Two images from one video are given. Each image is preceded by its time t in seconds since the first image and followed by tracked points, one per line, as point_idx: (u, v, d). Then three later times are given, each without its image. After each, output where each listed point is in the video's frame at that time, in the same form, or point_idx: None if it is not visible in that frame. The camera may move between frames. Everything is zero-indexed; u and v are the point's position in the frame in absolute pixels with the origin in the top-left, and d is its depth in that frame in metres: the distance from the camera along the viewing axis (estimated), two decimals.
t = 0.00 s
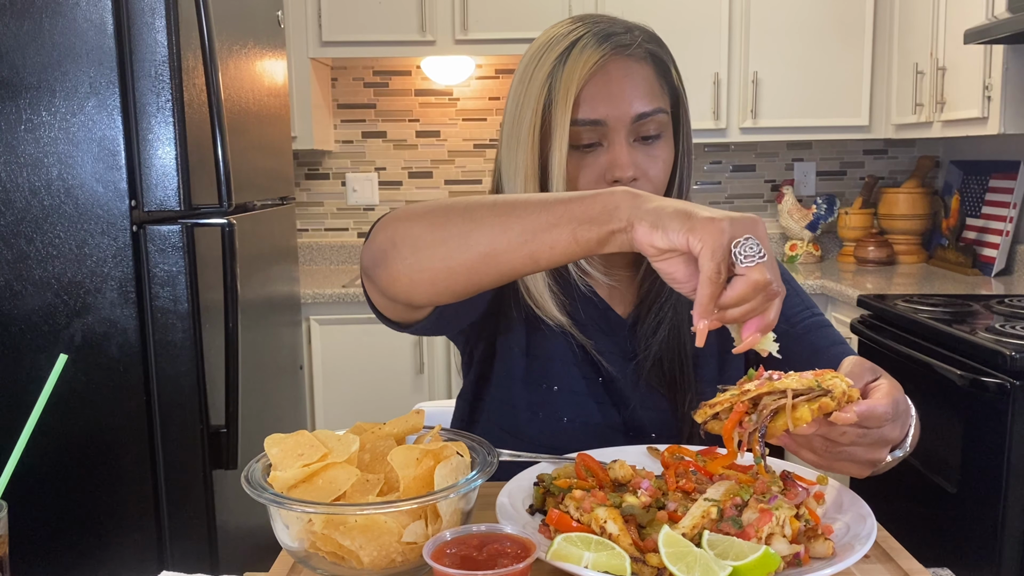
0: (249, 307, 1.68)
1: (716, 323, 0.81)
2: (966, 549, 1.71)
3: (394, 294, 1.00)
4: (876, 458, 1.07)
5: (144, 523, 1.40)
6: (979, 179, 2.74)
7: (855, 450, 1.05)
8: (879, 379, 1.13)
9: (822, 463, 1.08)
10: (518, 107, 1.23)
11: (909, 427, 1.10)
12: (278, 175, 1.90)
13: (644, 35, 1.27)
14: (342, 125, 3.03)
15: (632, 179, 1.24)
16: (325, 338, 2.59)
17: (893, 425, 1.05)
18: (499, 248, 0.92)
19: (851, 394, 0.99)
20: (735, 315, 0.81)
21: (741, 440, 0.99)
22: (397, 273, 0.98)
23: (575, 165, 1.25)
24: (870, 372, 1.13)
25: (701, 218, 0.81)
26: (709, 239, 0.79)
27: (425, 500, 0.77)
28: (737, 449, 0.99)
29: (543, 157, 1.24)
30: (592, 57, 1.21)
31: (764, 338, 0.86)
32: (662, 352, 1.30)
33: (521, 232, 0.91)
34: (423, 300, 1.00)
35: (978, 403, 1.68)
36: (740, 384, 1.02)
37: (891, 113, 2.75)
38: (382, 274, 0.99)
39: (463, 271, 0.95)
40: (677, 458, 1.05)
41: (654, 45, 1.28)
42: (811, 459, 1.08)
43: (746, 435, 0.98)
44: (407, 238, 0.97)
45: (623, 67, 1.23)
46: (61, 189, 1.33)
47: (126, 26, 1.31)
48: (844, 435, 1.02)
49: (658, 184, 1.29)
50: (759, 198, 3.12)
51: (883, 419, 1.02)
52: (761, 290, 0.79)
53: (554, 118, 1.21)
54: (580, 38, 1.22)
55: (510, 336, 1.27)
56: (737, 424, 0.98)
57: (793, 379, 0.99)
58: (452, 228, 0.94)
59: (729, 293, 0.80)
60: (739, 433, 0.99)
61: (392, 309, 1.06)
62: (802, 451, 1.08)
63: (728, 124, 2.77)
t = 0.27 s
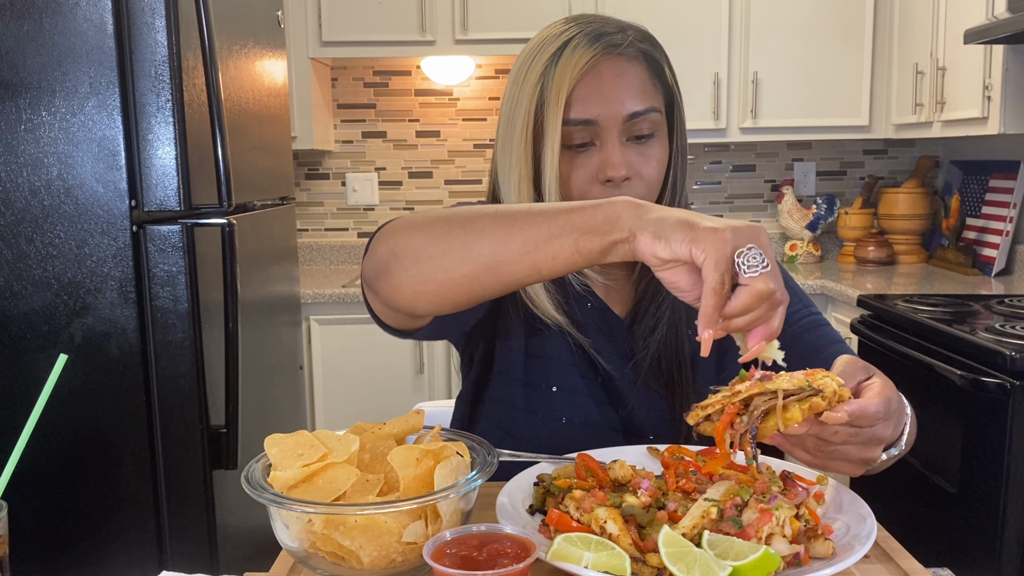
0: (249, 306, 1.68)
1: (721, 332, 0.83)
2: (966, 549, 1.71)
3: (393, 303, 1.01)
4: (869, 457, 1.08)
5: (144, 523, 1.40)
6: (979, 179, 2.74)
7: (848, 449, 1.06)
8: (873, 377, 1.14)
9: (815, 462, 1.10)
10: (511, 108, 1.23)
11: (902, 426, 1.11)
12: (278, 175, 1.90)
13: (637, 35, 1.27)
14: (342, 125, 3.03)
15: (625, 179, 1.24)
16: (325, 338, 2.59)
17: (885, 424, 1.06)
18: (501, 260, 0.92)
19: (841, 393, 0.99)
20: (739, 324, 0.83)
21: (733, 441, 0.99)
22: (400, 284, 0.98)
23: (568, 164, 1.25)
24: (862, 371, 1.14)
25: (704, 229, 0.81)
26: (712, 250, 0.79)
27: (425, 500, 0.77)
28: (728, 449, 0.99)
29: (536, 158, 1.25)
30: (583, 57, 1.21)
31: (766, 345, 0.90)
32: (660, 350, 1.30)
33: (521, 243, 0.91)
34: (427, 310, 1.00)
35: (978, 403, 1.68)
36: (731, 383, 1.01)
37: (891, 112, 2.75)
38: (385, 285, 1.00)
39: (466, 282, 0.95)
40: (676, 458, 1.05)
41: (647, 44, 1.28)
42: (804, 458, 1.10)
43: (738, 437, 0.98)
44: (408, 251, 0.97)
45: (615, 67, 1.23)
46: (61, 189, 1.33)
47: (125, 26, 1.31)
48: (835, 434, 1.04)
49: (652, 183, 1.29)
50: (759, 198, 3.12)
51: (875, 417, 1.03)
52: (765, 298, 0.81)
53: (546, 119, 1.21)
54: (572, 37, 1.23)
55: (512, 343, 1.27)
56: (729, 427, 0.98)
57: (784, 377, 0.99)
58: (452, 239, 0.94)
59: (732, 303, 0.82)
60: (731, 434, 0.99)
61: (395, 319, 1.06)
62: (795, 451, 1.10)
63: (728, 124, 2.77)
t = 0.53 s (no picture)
0: (249, 306, 1.68)
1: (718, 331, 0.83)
2: (965, 549, 1.71)
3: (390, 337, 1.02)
4: (861, 454, 1.08)
5: (144, 523, 1.40)
6: (980, 179, 2.74)
7: (841, 447, 1.06)
8: (869, 373, 1.14)
9: (808, 457, 1.10)
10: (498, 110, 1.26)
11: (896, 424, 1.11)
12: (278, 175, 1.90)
13: (624, 36, 1.26)
14: (342, 125, 3.03)
15: (601, 180, 1.25)
16: (325, 337, 2.59)
17: (880, 421, 1.06)
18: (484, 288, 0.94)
19: (838, 390, 0.99)
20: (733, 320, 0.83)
21: (727, 433, 0.99)
22: (392, 325, 1.00)
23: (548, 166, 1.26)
24: (859, 367, 1.13)
25: (674, 235, 0.83)
26: (683, 256, 0.82)
27: (425, 500, 0.77)
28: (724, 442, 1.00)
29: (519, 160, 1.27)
30: (562, 60, 1.22)
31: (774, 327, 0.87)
32: (655, 351, 1.29)
33: (504, 272, 0.93)
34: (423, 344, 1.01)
35: (978, 403, 1.68)
36: (729, 376, 1.02)
37: (891, 112, 2.75)
38: (378, 326, 1.01)
39: (454, 314, 0.97)
40: (676, 458, 1.05)
41: (634, 46, 1.27)
42: (797, 453, 1.11)
43: (733, 429, 0.99)
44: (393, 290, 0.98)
45: (596, 69, 1.23)
46: (61, 189, 1.33)
47: (126, 26, 1.31)
48: (830, 430, 1.04)
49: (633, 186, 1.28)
50: (759, 198, 3.12)
51: (870, 415, 1.03)
52: (750, 286, 0.81)
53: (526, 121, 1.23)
54: (555, 40, 1.24)
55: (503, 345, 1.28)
56: (724, 419, 0.98)
57: (781, 372, 0.99)
58: (437, 272, 0.95)
59: (719, 301, 0.82)
60: (726, 427, 0.99)
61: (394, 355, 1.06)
62: (789, 445, 1.11)
63: (728, 124, 2.77)
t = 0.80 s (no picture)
0: (250, 307, 1.68)
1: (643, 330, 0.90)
2: (966, 549, 1.71)
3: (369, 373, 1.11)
4: (839, 445, 1.08)
5: (145, 523, 1.41)
6: (980, 179, 2.73)
7: (823, 437, 1.06)
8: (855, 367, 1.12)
9: (787, 443, 1.09)
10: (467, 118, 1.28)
11: (881, 421, 1.10)
12: (278, 175, 1.90)
13: (575, 40, 1.19)
14: (342, 125, 3.03)
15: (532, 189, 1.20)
16: (325, 337, 2.59)
17: (860, 414, 1.04)
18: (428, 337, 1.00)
19: (821, 382, 0.98)
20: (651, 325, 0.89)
21: (708, 417, 0.97)
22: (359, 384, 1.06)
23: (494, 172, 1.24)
24: (845, 360, 1.12)
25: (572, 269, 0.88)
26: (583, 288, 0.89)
27: (425, 500, 0.77)
28: (703, 425, 0.98)
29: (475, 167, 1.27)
30: (499, 69, 1.18)
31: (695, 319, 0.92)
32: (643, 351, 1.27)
33: (435, 323, 0.98)
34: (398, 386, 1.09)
35: (978, 403, 1.68)
36: (713, 362, 1.01)
37: (891, 112, 2.75)
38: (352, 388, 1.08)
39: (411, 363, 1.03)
40: (676, 458, 1.05)
41: (586, 49, 1.19)
42: (775, 438, 1.10)
43: (714, 412, 0.96)
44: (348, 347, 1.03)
45: (534, 75, 1.17)
46: (61, 189, 1.33)
47: (125, 26, 1.31)
48: (810, 419, 1.03)
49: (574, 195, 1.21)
50: (759, 197, 3.12)
51: (850, 407, 1.02)
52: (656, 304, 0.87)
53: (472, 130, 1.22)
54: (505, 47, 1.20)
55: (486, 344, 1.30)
56: (705, 401, 0.96)
57: (765, 361, 0.98)
58: (379, 320, 1.00)
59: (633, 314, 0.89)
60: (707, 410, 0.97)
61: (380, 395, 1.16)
62: (768, 430, 1.09)
63: (728, 124, 2.77)
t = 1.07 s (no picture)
0: (250, 307, 1.68)
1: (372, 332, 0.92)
2: (966, 549, 1.71)
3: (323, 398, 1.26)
4: (831, 428, 1.04)
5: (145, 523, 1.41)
6: (980, 179, 2.73)
7: (814, 420, 1.02)
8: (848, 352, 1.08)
9: (779, 426, 1.05)
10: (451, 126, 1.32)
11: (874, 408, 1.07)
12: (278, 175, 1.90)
13: (542, 44, 1.21)
14: (342, 125, 3.03)
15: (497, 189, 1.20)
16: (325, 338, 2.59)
17: (852, 397, 0.99)
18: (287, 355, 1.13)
19: (815, 361, 0.98)
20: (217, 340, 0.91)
21: (704, 397, 1.00)
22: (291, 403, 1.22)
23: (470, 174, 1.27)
24: (837, 344, 1.09)
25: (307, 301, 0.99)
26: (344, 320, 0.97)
27: (425, 500, 0.77)
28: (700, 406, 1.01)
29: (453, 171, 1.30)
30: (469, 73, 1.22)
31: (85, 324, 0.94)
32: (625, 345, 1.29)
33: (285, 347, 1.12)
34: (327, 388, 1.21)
35: (978, 403, 1.68)
36: (709, 344, 1.05)
37: (892, 113, 2.75)
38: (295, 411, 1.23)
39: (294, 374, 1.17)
40: (676, 458, 1.05)
41: (552, 51, 1.20)
42: (767, 422, 1.05)
43: (709, 392, 1.00)
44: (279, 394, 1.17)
45: (502, 77, 1.19)
46: (61, 189, 1.33)
47: (126, 26, 1.31)
48: (802, 401, 0.98)
49: (539, 195, 1.20)
50: (760, 197, 3.12)
51: (843, 389, 0.97)
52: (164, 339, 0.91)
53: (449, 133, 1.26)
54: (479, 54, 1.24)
55: (468, 343, 1.34)
56: (700, 380, 1.00)
57: (760, 343, 1.00)
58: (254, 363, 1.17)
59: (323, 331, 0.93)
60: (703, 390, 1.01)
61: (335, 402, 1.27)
62: (760, 413, 1.04)
63: (728, 124, 2.77)
